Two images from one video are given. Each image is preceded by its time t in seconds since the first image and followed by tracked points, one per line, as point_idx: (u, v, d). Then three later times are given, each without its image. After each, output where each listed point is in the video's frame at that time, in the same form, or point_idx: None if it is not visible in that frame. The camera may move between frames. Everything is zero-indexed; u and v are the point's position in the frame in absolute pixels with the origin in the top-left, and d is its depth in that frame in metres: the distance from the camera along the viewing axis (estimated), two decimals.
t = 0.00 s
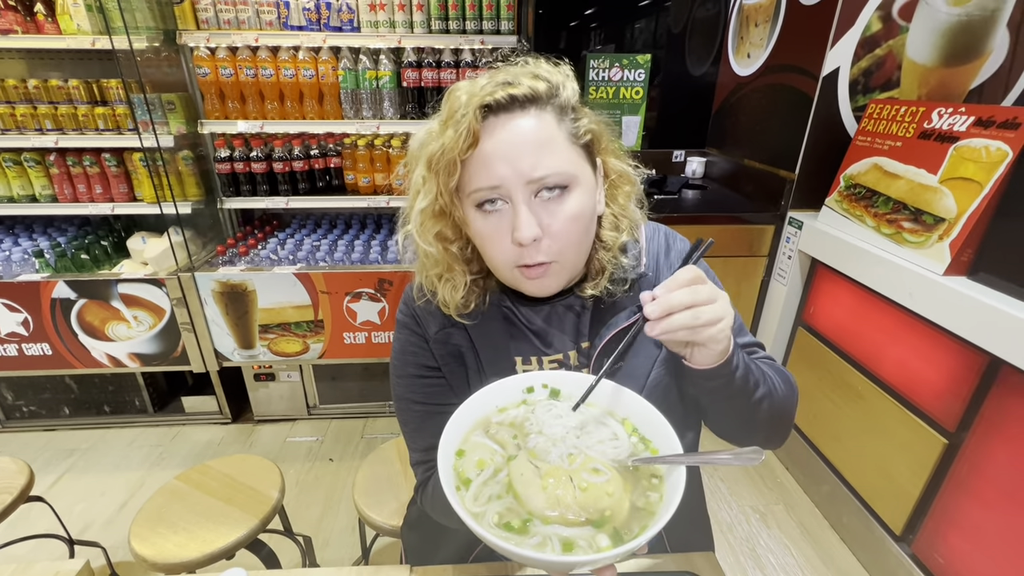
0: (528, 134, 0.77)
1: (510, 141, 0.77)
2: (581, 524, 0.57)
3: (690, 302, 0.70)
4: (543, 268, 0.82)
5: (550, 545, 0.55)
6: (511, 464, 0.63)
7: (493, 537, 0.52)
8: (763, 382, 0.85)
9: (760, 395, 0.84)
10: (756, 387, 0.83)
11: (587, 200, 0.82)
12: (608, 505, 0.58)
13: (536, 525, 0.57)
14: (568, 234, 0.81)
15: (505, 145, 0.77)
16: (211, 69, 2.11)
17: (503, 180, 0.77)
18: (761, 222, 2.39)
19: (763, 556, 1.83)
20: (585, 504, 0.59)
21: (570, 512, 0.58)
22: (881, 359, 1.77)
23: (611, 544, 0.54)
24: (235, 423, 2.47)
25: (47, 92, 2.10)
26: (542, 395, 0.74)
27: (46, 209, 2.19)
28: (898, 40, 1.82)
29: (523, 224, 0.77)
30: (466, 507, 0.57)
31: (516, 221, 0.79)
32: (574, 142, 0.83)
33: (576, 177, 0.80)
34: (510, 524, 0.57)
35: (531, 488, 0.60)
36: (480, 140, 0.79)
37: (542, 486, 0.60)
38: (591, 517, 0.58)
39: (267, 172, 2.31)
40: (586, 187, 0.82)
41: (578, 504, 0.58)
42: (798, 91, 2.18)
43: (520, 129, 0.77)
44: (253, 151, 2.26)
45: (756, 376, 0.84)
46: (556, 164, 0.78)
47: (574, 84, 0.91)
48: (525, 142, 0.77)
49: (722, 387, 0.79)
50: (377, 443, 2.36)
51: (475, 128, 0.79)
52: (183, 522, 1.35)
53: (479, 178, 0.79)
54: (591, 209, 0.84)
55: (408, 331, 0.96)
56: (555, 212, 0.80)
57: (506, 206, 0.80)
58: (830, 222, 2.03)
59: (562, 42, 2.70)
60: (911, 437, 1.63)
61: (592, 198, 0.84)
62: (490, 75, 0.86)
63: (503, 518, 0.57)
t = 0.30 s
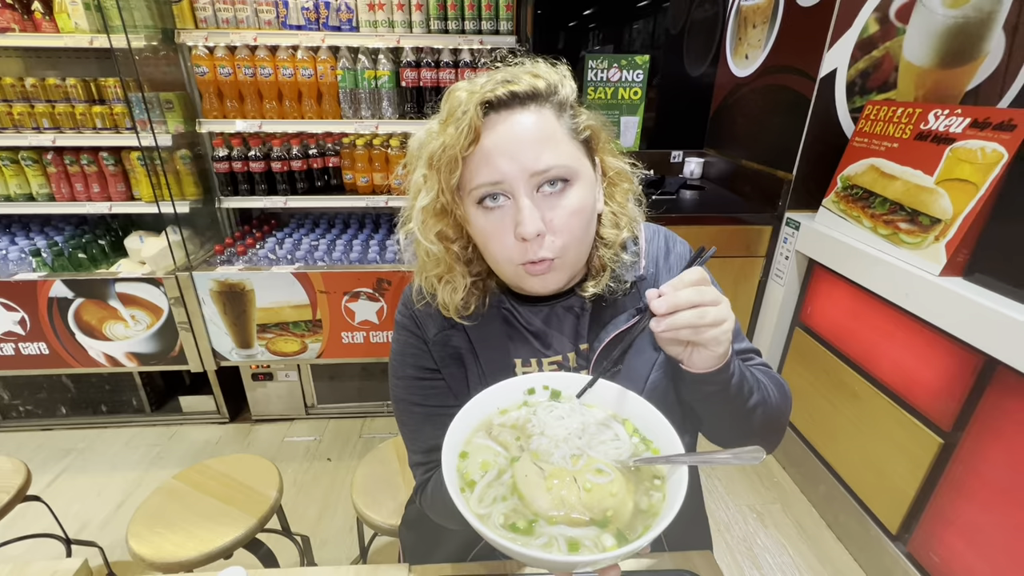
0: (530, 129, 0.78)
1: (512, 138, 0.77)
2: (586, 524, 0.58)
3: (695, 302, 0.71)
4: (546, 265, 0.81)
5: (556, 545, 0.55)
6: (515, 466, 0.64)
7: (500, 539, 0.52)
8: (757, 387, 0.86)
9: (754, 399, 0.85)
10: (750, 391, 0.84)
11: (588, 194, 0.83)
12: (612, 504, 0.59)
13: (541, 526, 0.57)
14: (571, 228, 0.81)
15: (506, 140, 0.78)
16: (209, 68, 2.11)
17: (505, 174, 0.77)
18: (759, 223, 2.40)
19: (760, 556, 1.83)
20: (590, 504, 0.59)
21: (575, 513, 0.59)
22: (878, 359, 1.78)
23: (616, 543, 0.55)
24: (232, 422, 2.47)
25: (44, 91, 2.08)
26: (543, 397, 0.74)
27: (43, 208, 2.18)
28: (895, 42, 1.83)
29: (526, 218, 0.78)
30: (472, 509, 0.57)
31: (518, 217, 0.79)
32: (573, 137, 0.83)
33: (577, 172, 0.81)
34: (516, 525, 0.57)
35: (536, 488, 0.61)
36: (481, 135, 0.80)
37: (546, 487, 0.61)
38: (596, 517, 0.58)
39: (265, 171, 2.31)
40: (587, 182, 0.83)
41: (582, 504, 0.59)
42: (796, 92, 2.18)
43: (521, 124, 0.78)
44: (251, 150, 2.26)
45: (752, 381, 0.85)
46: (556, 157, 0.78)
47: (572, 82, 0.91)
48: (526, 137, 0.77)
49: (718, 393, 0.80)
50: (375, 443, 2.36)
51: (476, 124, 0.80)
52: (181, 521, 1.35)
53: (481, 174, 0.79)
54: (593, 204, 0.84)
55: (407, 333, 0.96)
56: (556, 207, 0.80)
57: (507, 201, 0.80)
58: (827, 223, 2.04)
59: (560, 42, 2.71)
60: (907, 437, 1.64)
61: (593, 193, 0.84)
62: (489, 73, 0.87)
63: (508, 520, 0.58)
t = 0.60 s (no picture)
0: (515, 144, 0.78)
1: (497, 154, 0.78)
2: (551, 508, 0.63)
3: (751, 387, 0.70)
4: (530, 269, 0.86)
5: (522, 527, 0.60)
6: (489, 455, 0.69)
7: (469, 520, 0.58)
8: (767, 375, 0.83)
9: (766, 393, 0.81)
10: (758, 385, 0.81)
11: (570, 203, 0.86)
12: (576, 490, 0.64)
13: (510, 510, 0.63)
14: (555, 236, 0.85)
15: (493, 156, 0.78)
16: (233, 63, 2.18)
17: (492, 190, 0.79)
18: (776, 223, 2.36)
19: (764, 560, 1.82)
20: (556, 491, 0.64)
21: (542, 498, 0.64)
22: (892, 366, 1.74)
23: (577, 524, 0.60)
24: (250, 407, 2.55)
25: (79, 84, 2.18)
26: (521, 392, 0.79)
27: (76, 197, 2.29)
28: (923, 39, 1.76)
29: (512, 231, 0.80)
30: (446, 494, 0.63)
31: (505, 228, 0.81)
32: (556, 149, 0.84)
33: (561, 183, 0.83)
34: (487, 510, 0.63)
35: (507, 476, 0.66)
36: (468, 151, 0.80)
37: (516, 475, 0.66)
38: (561, 503, 0.63)
39: (285, 164, 2.37)
40: (570, 190, 0.85)
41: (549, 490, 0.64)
42: (818, 91, 2.13)
43: (506, 138, 0.79)
44: (272, 143, 2.33)
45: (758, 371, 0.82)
46: (541, 172, 0.80)
47: (552, 89, 0.92)
48: (511, 152, 0.78)
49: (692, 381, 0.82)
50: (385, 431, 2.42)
51: (462, 139, 0.80)
52: (193, 499, 1.41)
53: (468, 189, 0.80)
54: (575, 210, 0.87)
55: (392, 328, 1.01)
56: (543, 217, 0.83)
57: (495, 213, 0.82)
58: (846, 225, 1.99)
59: (587, 36, 2.68)
60: (919, 447, 1.60)
61: (574, 200, 0.88)
62: (468, 83, 0.87)
63: (480, 505, 0.63)
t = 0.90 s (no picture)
0: (524, 151, 0.78)
1: (506, 161, 0.78)
2: (544, 521, 0.62)
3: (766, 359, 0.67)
4: (533, 277, 0.86)
5: (514, 540, 0.59)
6: (482, 466, 0.69)
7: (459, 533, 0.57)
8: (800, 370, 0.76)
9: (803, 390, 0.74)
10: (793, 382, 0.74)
11: (576, 212, 0.85)
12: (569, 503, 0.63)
13: (502, 523, 0.62)
14: (559, 245, 0.84)
15: (502, 161, 0.78)
16: (234, 66, 2.18)
17: (499, 195, 0.78)
18: (778, 227, 2.36)
19: (765, 567, 1.80)
20: (548, 503, 0.64)
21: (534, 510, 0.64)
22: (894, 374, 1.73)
23: (570, 538, 0.59)
24: (250, 409, 2.55)
25: (80, 86, 2.18)
26: (516, 401, 0.79)
27: (77, 198, 2.29)
28: (926, 43, 1.73)
29: (518, 238, 0.80)
30: (436, 506, 0.63)
31: (511, 235, 0.80)
32: (565, 159, 0.84)
33: (568, 192, 0.82)
34: (478, 523, 0.62)
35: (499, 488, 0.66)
36: (478, 155, 0.79)
37: (508, 487, 0.66)
38: (554, 515, 0.63)
39: (286, 166, 2.36)
40: (577, 199, 0.84)
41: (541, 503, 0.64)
42: (822, 95, 2.12)
43: (515, 144, 0.79)
44: (273, 145, 2.33)
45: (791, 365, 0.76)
46: (551, 181, 0.79)
47: (563, 96, 0.91)
48: (519, 158, 0.78)
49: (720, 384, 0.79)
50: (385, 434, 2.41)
51: (473, 143, 0.79)
52: (190, 503, 1.40)
53: (475, 193, 0.80)
54: (581, 219, 0.86)
55: (389, 334, 1.00)
56: (548, 226, 0.82)
57: (501, 220, 0.81)
58: (848, 230, 1.98)
59: (589, 39, 2.68)
60: (923, 455, 1.58)
61: (580, 209, 0.87)
62: (479, 87, 0.87)
63: (471, 517, 0.63)
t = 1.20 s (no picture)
0: (517, 145, 0.77)
1: (498, 153, 0.77)
2: (536, 530, 0.61)
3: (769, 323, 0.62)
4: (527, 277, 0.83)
5: (504, 551, 0.58)
6: (473, 473, 0.67)
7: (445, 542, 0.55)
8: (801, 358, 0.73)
9: (808, 382, 0.71)
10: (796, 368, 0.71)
11: (572, 210, 0.83)
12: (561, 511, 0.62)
13: (493, 533, 0.61)
14: (554, 243, 0.82)
15: (493, 154, 0.77)
16: (231, 68, 2.18)
17: (492, 189, 0.77)
18: (779, 227, 2.35)
19: (768, 570, 1.78)
20: (541, 512, 0.62)
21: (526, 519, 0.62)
22: (898, 374, 1.70)
23: (562, 547, 0.58)
24: (249, 413, 2.54)
25: (77, 90, 2.17)
26: (509, 405, 0.78)
27: (75, 202, 2.29)
28: (928, 40, 1.71)
29: (512, 234, 0.77)
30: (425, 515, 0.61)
31: (504, 231, 0.78)
32: (559, 154, 0.83)
33: (563, 188, 0.81)
34: (469, 532, 0.61)
35: (491, 496, 0.64)
36: (470, 149, 0.79)
37: (500, 495, 0.64)
38: (547, 524, 0.61)
39: (283, 169, 2.35)
40: (572, 197, 0.83)
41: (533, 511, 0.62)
42: (822, 93, 2.11)
43: (508, 138, 0.78)
44: (270, 148, 2.32)
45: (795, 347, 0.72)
46: (544, 175, 0.78)
47: (558, 95, 0.90)
48: (512, 152, 0.77)
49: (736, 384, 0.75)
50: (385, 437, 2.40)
51: (465, 136, 0.78)
52: (186, 510, 1.39)
53: (468, 187, 0.78)
54: (577, 218, 0.85)
55: (383, 339, 0.99)
56: (542, 222, 0.80)
57: (494, 215, 0.79)
58: (850, 229, 1.96)
59: (588, 39, 2.66)
60: (927, 457, 1.56)
61: (576, 207, 0.85)
62: (472, 83, 0.86)
63: (462, 526, 0.61)
